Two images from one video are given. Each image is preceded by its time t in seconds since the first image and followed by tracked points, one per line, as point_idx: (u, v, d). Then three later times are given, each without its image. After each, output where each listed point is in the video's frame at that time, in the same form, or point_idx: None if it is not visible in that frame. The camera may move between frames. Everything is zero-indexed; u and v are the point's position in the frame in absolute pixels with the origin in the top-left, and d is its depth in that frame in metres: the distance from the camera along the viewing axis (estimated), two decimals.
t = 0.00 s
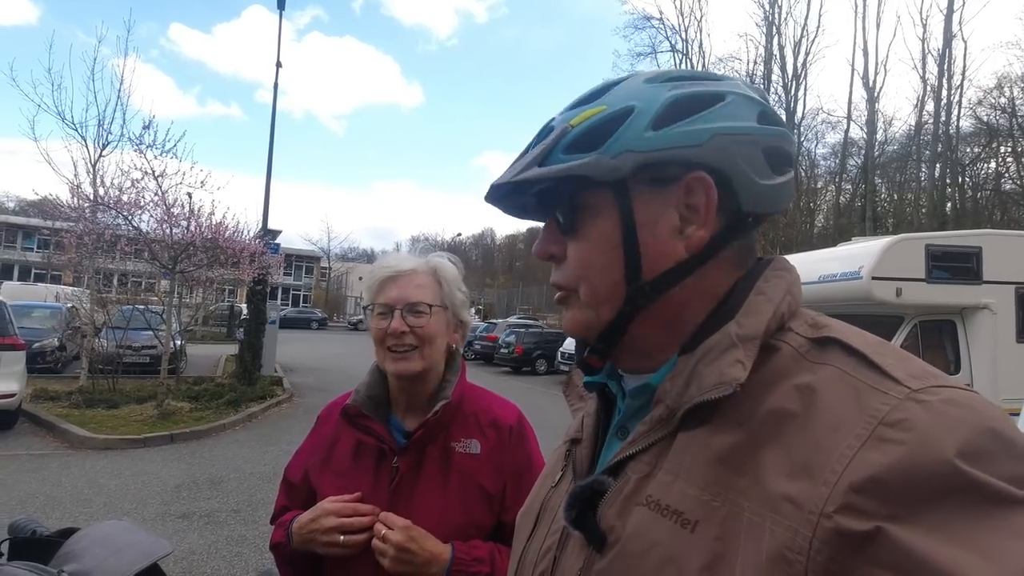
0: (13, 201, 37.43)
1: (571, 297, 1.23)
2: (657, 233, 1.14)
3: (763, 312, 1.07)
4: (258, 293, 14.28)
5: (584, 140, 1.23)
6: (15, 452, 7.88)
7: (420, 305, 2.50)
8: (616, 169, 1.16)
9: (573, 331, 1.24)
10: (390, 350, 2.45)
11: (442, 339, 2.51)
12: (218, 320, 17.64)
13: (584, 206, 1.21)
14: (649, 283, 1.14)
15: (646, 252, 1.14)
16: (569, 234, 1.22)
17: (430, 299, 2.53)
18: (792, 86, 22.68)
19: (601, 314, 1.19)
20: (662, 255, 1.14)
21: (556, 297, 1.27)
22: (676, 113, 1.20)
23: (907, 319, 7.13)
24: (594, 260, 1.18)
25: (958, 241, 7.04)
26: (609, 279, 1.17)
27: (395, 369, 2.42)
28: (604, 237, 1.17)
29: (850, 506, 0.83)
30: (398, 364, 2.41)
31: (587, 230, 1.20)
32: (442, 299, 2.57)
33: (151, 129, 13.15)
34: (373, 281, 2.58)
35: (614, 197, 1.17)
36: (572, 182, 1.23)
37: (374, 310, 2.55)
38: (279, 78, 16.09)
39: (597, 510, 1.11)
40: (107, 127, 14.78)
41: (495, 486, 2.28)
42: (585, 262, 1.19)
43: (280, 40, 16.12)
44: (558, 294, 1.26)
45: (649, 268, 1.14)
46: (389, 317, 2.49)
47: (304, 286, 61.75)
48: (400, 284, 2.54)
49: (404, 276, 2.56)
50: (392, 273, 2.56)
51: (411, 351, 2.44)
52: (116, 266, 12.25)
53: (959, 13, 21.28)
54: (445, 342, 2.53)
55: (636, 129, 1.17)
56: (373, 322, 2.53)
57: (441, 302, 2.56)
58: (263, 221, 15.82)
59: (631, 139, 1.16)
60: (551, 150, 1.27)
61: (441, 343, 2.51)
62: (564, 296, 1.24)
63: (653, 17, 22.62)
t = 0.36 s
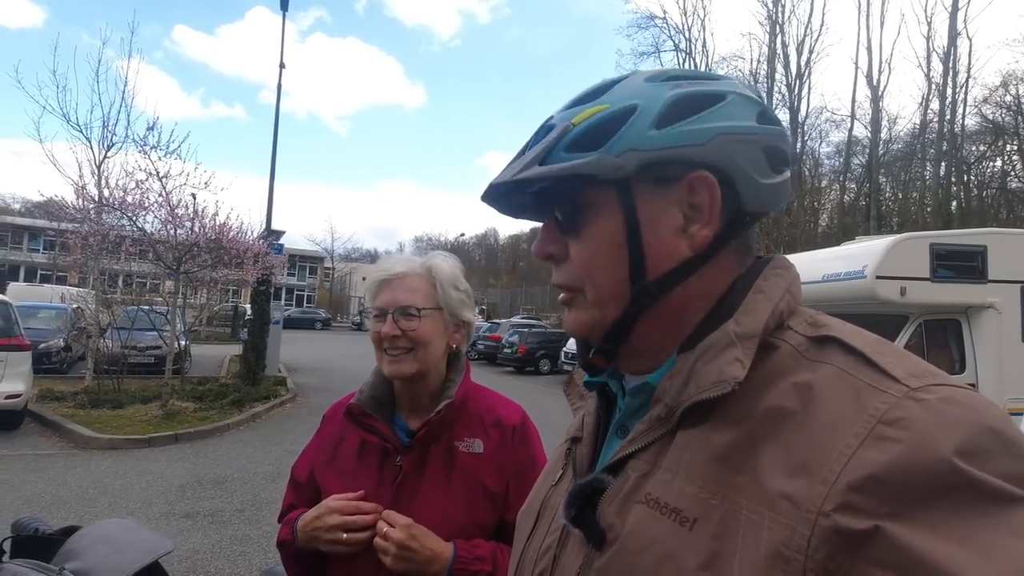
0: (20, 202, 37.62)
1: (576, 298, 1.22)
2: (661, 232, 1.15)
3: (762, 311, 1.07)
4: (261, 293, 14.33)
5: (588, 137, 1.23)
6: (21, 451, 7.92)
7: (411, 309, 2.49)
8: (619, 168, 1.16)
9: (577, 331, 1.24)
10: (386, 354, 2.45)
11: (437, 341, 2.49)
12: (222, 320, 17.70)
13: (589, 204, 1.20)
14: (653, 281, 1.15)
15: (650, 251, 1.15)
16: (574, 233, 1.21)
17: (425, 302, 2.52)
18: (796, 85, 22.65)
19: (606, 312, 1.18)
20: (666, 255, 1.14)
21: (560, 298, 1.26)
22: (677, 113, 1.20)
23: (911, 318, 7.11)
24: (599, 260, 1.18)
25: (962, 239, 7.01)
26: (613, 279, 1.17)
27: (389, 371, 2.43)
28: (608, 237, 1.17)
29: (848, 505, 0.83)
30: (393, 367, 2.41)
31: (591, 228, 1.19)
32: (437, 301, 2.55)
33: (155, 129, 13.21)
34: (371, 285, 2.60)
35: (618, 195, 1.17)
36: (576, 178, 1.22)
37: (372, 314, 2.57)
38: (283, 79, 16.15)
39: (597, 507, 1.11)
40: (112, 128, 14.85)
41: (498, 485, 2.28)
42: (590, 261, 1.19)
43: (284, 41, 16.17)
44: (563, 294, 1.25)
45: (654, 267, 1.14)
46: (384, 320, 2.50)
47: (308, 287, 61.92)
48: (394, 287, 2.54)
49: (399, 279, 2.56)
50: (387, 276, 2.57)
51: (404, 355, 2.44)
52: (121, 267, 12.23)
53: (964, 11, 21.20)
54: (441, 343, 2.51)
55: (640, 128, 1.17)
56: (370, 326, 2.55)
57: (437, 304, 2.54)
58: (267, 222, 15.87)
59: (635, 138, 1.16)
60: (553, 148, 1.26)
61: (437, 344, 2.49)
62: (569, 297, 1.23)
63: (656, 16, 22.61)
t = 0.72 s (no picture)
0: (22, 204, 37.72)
1: (645, 292, 1.15)
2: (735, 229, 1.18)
3: (771, 310, 1.06)
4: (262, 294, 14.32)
5: (683, 119, 1.17)
6: (22, 452, 7.91)
7: (417, 303, 2.49)
8: (718, 158, 1.14)
9: (631, 333, 1.17)
10: (388, 347, 2.45)
11: (439, 336, 2.48)
12: (223, 321, 17.71)
13: (680, 191, 1.15)
14: (725, 274, 1.16)
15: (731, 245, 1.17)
16: (660, 219, 1.14)
17: (429, 297, 2.51)
18: (797, 86, 22.67)
19: (685, 305, 1.15)
20: (736, 248, 1.19)
21: (617, 294, 1.18)
22: (740, 115, 1.23)
23: (913, 319, 7.10)
24: (688, 249, 1.14)
25: (963, 240, 6.99)
26: (697, 269, 1.14)
27: (393, 365, 2.41)
28: (693, 226, 1.15)
29: (860, 501, 0.83)
30: (394, 362, 2.41)
31: (677, 218, 1.14)
32: (441, 297, 2.55)
33: (156, 131, 13.22)
34: (376, 279, 2.58)
35: (703, 185, 1.16)
36: (669, 161, 1.15)
37: (375, 309, 2.55)
38: (284, 80, 16.17)
39: (604, 507, 1.11)
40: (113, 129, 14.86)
41: (498, 486, 2.28)
42: (673, 252, 1.14)
43: (285, 42, 16.19)
44: (626, 289, 1.17)
45: (729, 261, 1.17)
46: (389, 314, 2.49)
47: (309, 287, 61.98)
48: (401, 282, 2.54)
49: (406, 274, 2.57)
50: (393, 271, 2.57)
51: (407, 349, 2.44)
52: (122, 267, 12.21)
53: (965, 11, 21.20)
54: (443, 340, 2.51)
55: (728, 123, 1.17)
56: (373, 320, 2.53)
57: (440, 300, 2.53)
58: (268, 223, 15.89)
59: (728, 132, 1.16)
60: (649, 118, 1.14)
61: (439, 340, 2.49)
62: (634, 293, 1.16)
63: (657, 17, 22.66)
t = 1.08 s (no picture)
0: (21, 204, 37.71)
1: (642, 299, 1.15)
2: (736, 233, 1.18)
3: (772, 308, 1.07)
4: (261, 294, 14.32)
5: (688, 121, 1.16)
6: (20, 452, 7.90)
7: (442, 302, 2.52)
8: (724, 162, 1.14)
9: (630, 337, 1.17)
10: (406, 343, 2.45)
11: (454, 338, 2.54)
12: (222, 321, 17.69)
13: (683, 195, 1.15)
14: (725, 278, 1.16)
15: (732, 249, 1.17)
16: (661, 224, 1.14)
17: (448, 296, 2.55)
18: (796, 87, 22.71)
19: (684, 311, 1.14)
20: (739, 250, 1.19)
21: (616, 298, 1.17)
22: (748, 114, 1.23)
23: (911, 320, 7.10)
24: (688, 255, 1.14)
25: (961, 241, 7.00)
26: (695, 274, 1.14)
27: (408, 362, 2.42)
28: (695, 230, 1.15)
29: (860, 499, 0.83)
30: (418, 360, 2.42)
31: (677, 222, 1.14)
32: (456, 299, 2.59)
33: (156, 131, 13.23)
34: (389, 276, 2.56)
35: (708, 187, 1.15)
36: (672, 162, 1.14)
37: (387, 305, 2.53)
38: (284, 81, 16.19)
39: (604, 506, 1.11)
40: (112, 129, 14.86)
41: (495, 485, 2.28)
42: (673, 257, 1.14)
43: (285, 43, 16.21)
44: (624, 295, 1.16)
45: (730, 263, 1.17)
46: (410, 310, 2.49)
47: (308, 286, 61.98)
48: (418, 280, 2.55)
49: (421, 272, 2.57)
50: (410, 268, 2.57)
51: (428, 347, 2.46)
52: (121, 267, 12.21)
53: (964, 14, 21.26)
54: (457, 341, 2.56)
55: (736, 125, 1.17)
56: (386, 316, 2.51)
57: (456, 300, 2.58)
58: (267, 223, 15.89)
59: (736, 133, 1.16)
60: (656, 121, 1.13)
61: (454, 341, 2.54)
62: (632, 301, 1.16)
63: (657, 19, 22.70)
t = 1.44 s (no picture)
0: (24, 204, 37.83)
1: (624, 299, 1.17)
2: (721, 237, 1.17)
3: (765, 314, 1.07)
4: (263, 295, 14.35)
5: (666, 125, 1.16)
6: (22, 452, 7.93)
7: (446, 307, 2.53)
8: (704, 165, 1.14)
9: (614, 338, 1.19)
10: (410, 348, 2.45)
11: (457, 342, 2.55)
12: (225, 321, 17.72)
13: (659, 198, 1.16)
14: (710, 282, 1.15)
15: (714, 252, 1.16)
16: (638, 226, 1.15)
17: (452, 300, 2.57)
18: (798, 89, 22.73)
19: (666, 312, 1.15)
20: (731, 256, 1.18)
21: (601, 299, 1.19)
22: (737, 121, 1.22)
23: (913, 322, 7.10)
24: (667, 256, 1.15)
25: (964, 242, 6.99)
26: (676, 275, 1.15)
27: (413, 363, 2.42)
28: (674, 233, 1.15)
29: (852, 507, 0.84)
30: (415, 363, 2.42)
31: (654, 225, 1.15)
32: (459, 303, 2.60)
33: (158, 132, 13.26)
34: (394, 277, 2.57)
35: (691, 192, 1.15)
36: (650, 166, 1.15)
37: (392, 306, 2.54)
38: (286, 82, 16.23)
39: (598, 511, 1.11)
40: (115, 130, 14.90)
41: (494, 488, 2.28)
42: (652, 260, 1.15)
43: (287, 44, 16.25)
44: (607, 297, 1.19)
45: (715, 268, 1.15)
46: (413, 313, 2.49)
47: (310, 287, 62.13)
48: (422, 282, 2.56)
49: (425, 275, 2.59)
50: (415, 271, 2.59)
51: (430, 350, 2.46)
52: (123, 268, 12.24)
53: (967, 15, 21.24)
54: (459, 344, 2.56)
55: (719, 128, 1.16)
56: (391, 317, 2.51)
57: (459, 304, 2.59)
58: (269, 224, 15.92)
59: (719, 138, 1.15)
60: (628, 126, 1.15)
61: (456, 345, 2.54)
62: (617, 297, 1.18)
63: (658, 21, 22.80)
